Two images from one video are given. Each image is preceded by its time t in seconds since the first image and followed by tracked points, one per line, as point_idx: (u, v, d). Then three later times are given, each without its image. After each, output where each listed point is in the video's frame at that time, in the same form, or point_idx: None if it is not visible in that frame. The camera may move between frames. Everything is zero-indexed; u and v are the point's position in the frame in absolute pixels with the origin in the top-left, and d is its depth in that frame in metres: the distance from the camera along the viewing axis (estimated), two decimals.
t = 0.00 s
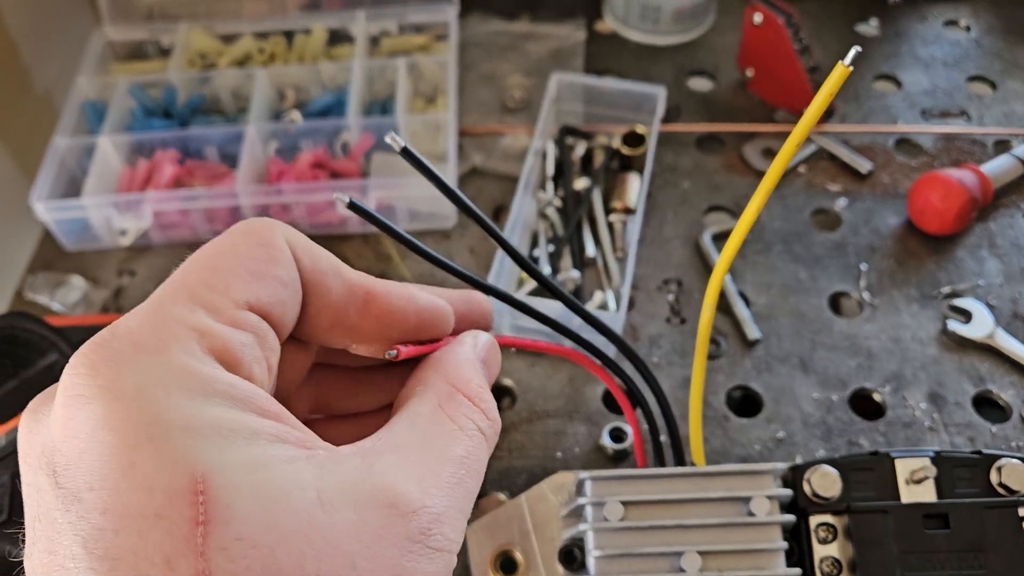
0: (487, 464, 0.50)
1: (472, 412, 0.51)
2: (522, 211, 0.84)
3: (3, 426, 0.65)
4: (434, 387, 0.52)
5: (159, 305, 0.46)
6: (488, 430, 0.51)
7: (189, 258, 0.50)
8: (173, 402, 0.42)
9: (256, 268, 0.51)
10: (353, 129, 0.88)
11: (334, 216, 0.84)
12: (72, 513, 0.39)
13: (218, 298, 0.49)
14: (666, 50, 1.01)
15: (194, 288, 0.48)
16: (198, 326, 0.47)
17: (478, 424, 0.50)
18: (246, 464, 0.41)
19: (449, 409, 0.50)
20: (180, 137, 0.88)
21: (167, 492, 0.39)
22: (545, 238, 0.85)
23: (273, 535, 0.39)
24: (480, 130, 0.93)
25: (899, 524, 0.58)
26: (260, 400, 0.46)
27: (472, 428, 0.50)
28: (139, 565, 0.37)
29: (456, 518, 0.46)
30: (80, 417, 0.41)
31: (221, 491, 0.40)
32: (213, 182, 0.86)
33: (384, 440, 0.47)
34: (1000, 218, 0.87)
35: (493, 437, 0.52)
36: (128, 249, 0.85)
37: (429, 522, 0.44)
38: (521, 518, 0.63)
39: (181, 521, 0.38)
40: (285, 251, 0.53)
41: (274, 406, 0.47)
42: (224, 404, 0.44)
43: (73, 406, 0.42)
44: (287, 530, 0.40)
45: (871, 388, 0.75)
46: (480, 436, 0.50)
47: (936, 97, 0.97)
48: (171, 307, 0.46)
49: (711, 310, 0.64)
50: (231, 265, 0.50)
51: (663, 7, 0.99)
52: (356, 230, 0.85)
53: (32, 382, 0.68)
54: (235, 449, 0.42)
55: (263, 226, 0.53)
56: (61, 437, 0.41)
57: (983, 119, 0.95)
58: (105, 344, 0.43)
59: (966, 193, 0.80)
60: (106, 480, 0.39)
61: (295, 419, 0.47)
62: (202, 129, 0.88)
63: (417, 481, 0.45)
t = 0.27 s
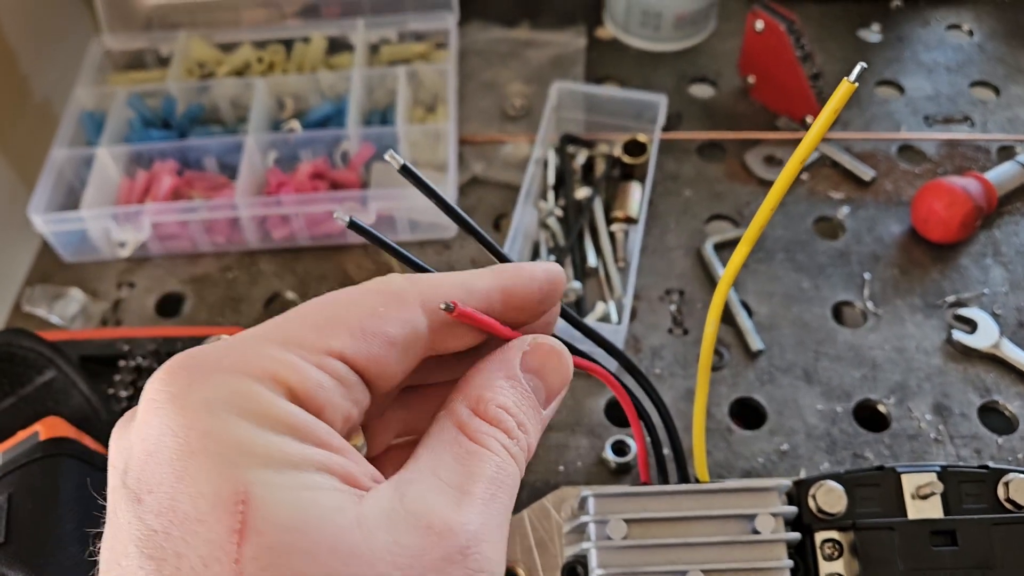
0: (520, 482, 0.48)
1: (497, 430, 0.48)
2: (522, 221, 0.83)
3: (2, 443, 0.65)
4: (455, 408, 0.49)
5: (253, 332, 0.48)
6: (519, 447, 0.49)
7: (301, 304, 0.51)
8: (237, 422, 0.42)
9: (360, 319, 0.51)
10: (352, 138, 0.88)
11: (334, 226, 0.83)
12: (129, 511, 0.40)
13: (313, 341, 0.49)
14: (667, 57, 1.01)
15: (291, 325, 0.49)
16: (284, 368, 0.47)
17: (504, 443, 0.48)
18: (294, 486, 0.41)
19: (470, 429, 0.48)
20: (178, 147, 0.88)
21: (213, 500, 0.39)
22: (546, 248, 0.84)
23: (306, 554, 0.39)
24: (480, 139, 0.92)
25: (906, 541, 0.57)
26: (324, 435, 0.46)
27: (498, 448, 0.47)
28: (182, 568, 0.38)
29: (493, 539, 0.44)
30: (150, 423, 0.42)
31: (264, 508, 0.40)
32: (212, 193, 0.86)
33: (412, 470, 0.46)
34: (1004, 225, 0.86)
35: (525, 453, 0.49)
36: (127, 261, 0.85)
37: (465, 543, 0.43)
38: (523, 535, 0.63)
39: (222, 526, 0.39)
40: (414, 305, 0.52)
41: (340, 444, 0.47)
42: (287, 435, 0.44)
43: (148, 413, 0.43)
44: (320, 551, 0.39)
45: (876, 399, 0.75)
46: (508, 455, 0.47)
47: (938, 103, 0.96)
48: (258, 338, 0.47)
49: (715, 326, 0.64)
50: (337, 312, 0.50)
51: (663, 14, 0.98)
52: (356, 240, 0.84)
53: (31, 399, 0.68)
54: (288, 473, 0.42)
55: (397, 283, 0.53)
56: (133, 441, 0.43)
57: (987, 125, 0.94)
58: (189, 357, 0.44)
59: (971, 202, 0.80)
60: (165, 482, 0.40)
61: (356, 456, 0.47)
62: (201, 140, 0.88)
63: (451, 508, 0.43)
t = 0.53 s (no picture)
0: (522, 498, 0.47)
1: (497, 445, 0.46)
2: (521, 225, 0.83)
3: None
4: (450, 426, 0.47)
5: (270, 351, 0.43)
6: (521, 460, 0.47)
7: (300, 300, 0.46)
8: (264, 464, 0.40)
9: (370, 320, 0.46)
10: (350, 142, 0.87)
11: (332, 231, 0.83)
12: (153, 552, 0.38)
13: (328, 355, 0.44)
14: (666, 59, 1.00)
15: (307, 338, 0.44)
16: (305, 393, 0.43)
17: (506, 458, 0.46)
18: (321, 534, 0.40)
19: (469, 447, 0.46)
20: (175, 152, 0.88)
21: (241, 552, 0.38)
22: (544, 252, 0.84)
23: None
24: (479, 142, 0.92)
25: (908, 548, 0.56)
26: (344, 462, 0.43)
27: (502, 465, 0.46)
28: None
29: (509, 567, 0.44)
30: (172, 461, 0.39)
31: (293, 561, 0.38)
32: (210, 198, 0.85)
33: (419, 502, 0.44)
34: (1006, 228, 0.86)
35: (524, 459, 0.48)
36: (123, 266, 0.84)
37: None
38: (523, 542, 0.63)
39: None
40: (414, 285, 0.48)
41: (360, 472, 0.44)
42: (312, 471, 0.41)
43: (169, 445, 0.40)
44: None
45: (877, 403, 0.75)
46: (511, 470, 0.46)
47: (939, 104, 0.96)
48: (277, 362, 0.43)
49: (717, 330, 0.65)
50: (346, 313, 0.45)
51: (663, 15, 0.97)
52: (354, 245, 0.84)
53: (27, 407, 0.67)
54: (315, 519, 0.40)
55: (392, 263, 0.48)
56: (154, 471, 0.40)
57: (987, 126, 0.94)
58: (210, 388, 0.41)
59: (972, 204, 0.79)
60: (190, 527, 0.38)
61: (374, 486, 0.45)
62: (198, 144, 0.88)
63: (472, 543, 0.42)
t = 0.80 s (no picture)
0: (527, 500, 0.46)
1: (500, 447, 0.46)
2: (522, 230, 0.83)
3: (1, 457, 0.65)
4: (453, 429, 0.47)
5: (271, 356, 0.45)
6: (524, 464, 0.47)
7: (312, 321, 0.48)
8: (257, 459, 0.40)
9: (375, 338, 0.48)
10: (351, 147, 0.88)
11: (333, 236, 0.83)
12: (147, 550, 0.39)
13: (330, 363, 0.46)
14: (666, 64, 1.00)
15: (307, 349, 0.46)
16: (302, 394, 0.44)
17: (509, 461, 0.46)
18: (314, 527, 0.40)
19: (472, 449, 0.46)
20: (177, 157, 0.88)
21: (231, 542, 0.38)
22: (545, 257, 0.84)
23: None
24: (480, 147, 0.92)
25: (909, 554, 0.57)
26: (340, 462, 0.44)
27: (506, 468, 0.46)
28: None
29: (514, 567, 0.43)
30: (167, 458, 0.40)
31: (282, 550, 0.38)
32: (211, 203, 0.86)
33: (420, 501, 0.44)
34: (1005, 233, 0.86)
35: (528, 464, 0.48)
36: (126, 271, 0.84)
37: None
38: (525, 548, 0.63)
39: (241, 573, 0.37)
40: (427, 307, 0.50)
41: (360, 475, 0.45)
42: (306, 468, 0.42)
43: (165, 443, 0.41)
44: None
45: (877, 408, 0.75)
46: (514, 472, 0.46)
47: (938, 109, 0.96)
48: (274, 366, 0.44)
49: (718, 337, 0.65)
50: (354, 330, 0.47)
51: (662, 20, 0.97)
52: (355, 250, 0.84)
53: (30, 413, 0.68)
54: (308, 513, 0.40)
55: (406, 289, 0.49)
56: (151, 470, 0.41)
57: (987, 131, 0.94)
58: (205, 386, 0.42)
59: (971, 210, 0.79)
60: (181, 521, 0.39)
61: (377, 488, 0.45)
62: (200, 149, 0.88)
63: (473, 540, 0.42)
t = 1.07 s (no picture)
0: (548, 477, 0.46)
1: (524, 423, 0.47)
2: (529, 226, 0.83)
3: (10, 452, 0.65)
4: (479, 404, 0.47)
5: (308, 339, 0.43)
6: (548, 441, 0.48)
7: (353, 306, 0.46)
8: (295, 441, 0.39)
9: (417, 326, 0.46)
10: (358, 144, 0.88)
11: (340, 232, 0.83)
12: (178, 524, 0.38)
13: (372, 350, 0.44)
14: (673, 60, 1.00)
15: (347, 333, 0.44)
16: (340, 376, 0.42)
17: (534, 438, 0.46)
18: (350, 513, 0.39)
19: (498, 426, 0.46)
20: (183, 153, 0.88)
21: (267, 526, 0.37)
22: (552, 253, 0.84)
23: None
24: (486, 143, 0.92)
25: (918, 549, 0.57)
26: (375, 445, 0.42)
27: (531, 445, 0.46)
28: None
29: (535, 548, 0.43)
30: (200, 432, 0.39)
31: (321, 538, 0.37)
32: (218, 199, 0.86)
33: (448, 478, 0.44)
34: (1012, 229, 0.86)
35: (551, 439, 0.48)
36: (132, 267, 0.84)
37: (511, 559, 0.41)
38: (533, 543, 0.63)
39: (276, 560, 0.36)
40: (468, 307, 0.47)
41: (396, 455, 0.44)
42: (342, 452, 0.40)
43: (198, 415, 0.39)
44: None
45: (885, 404, 0.75)
46: (539, 449, 0.46)
47: (945, 106, 0.96)
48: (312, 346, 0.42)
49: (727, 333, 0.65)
50: (399, 322, 0.45)
51: (669, 17, 0.97)
52: (362, 246, 0.84)
53: (39, 408, 0.68)
54: (344, 498, 0.39)
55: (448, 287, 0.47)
56: (181, 442, 0.40)
57: (993, 127, 0.94)
58: (240, 360, 0.40)
59: (978, 205, 0.79)
60: (214, 501, 0.38)
61: (407, 464, 0.44)
62: (206, 145, 0.88)
63: (503, 522, 0.42)
